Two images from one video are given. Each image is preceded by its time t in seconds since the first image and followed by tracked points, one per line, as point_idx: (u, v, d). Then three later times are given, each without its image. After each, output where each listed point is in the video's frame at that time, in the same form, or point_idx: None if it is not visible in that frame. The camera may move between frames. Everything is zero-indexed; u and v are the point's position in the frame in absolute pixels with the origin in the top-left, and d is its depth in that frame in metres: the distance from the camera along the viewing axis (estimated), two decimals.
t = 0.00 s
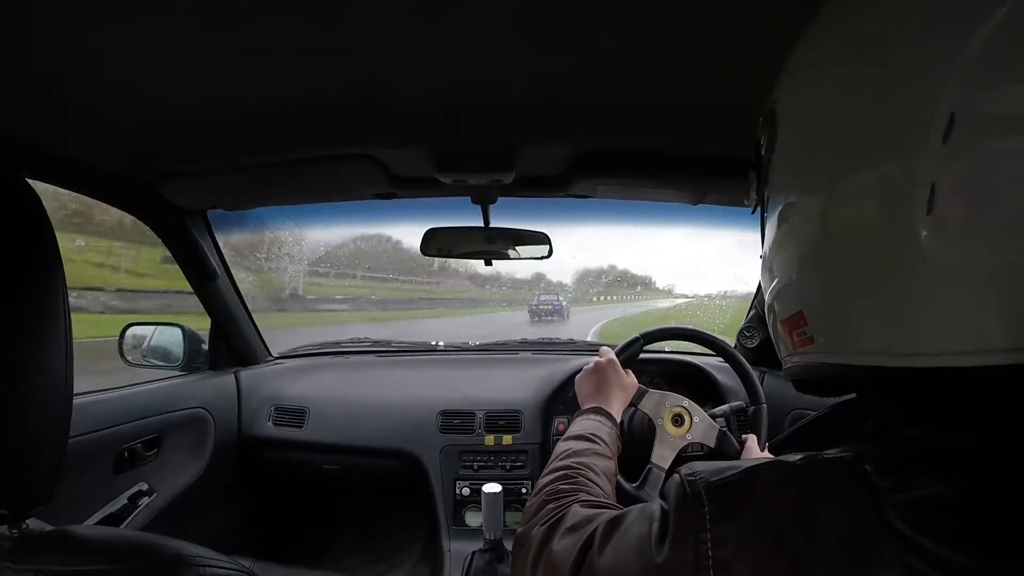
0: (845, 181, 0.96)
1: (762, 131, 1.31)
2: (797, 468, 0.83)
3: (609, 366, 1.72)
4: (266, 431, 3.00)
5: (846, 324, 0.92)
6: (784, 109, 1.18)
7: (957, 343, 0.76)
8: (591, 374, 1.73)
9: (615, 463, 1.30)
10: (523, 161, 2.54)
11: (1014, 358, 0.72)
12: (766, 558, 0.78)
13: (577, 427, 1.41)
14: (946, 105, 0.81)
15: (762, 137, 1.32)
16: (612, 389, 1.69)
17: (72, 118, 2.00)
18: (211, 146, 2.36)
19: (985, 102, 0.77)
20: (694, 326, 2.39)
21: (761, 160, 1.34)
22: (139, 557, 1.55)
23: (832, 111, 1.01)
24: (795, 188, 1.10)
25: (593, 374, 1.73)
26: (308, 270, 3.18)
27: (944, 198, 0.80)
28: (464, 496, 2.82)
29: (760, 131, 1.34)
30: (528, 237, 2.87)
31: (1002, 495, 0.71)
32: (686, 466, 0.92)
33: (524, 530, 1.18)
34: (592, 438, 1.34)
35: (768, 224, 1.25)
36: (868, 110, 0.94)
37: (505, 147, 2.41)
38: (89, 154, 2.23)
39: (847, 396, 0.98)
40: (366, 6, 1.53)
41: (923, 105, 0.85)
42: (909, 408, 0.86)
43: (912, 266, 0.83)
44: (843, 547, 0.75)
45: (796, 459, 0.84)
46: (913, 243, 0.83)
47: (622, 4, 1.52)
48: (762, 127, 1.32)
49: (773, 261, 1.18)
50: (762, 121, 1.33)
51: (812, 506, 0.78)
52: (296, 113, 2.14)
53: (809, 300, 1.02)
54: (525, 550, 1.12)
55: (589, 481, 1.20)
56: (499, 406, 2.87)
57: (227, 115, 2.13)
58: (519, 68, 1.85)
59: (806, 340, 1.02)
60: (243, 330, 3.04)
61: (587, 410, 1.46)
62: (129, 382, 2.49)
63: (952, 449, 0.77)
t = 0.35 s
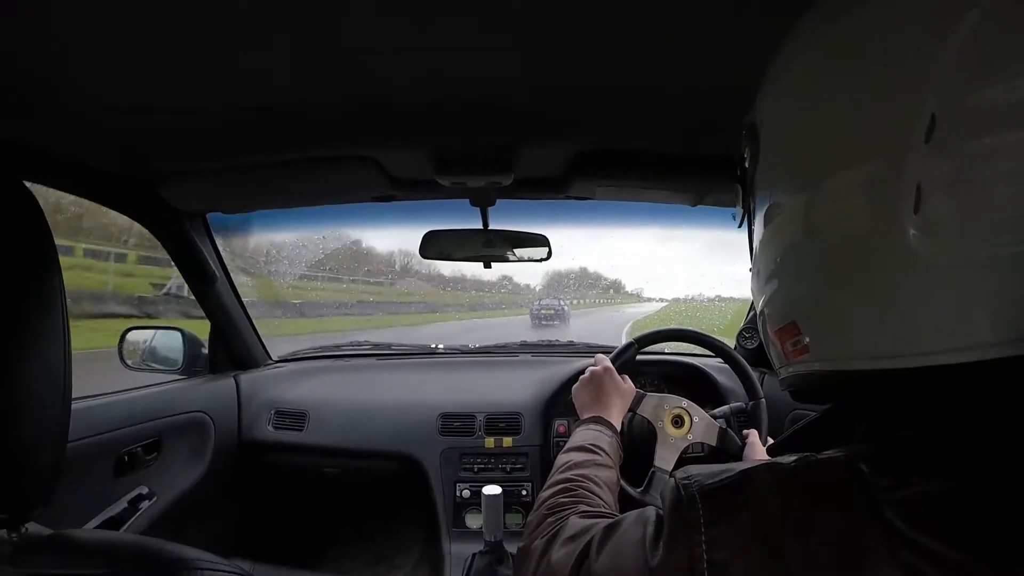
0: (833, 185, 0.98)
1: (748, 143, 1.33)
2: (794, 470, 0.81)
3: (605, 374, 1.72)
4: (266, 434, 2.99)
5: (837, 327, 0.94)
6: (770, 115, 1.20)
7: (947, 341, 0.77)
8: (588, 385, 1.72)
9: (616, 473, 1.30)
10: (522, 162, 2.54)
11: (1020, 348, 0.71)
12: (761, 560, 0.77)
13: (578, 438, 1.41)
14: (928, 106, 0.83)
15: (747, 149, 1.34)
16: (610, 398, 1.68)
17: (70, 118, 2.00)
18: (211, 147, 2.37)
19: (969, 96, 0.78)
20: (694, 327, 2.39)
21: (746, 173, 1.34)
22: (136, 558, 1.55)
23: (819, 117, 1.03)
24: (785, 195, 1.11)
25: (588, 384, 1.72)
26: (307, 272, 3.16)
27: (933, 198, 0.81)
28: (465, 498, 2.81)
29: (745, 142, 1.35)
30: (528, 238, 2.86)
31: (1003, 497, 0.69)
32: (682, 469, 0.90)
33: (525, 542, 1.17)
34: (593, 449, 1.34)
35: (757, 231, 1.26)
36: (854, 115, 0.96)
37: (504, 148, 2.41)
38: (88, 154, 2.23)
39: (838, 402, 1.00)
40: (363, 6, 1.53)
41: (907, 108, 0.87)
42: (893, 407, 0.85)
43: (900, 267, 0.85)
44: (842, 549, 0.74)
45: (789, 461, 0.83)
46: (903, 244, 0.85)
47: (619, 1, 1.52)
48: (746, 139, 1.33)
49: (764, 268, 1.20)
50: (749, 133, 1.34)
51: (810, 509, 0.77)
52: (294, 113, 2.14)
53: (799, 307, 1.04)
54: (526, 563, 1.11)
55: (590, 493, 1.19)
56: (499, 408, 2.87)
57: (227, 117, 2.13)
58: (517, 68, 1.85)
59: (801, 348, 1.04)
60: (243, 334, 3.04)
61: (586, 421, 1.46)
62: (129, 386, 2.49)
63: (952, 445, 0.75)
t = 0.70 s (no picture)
0: (842, 176, 0.95)
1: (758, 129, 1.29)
2: (794, 471, 0.81)
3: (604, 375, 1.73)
4: (266, 432, 3.00)
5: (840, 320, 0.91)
6: (780, 106, 1.17)
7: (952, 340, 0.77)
8: (585, 388, 1.73)
9: (616, 476, 1.31)
10: (521, 160, 2.54)
11: None
12: (760, 560, 0.78)
13: (578, 441, 1.41)
14: (944, 101, 0.82)
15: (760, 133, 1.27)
16: (608, 399, 1.68)
17: (70, 118, 2.00)
18: (211, 146, 2.36)
19: (982, 97, 0.79)
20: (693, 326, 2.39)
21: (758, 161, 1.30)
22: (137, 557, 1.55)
23: (830, 107, 1.01)
24: (791, 187, 1.09)
25: (587, 387, 1.72)
26: (306, 270, 3.14)
27: (948, 192, 0.80)
28: (464, 497, 2.82)
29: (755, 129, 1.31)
30: (528, 237, 2.87)
31: (1003, 497, 0.69)
32: (681, 469, 0.90)
33: (527, 546, 1.18)
34: (592, 451, 1.35)
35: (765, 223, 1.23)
36: (867, 105, 0.93)
37: (504, 147, 2.40)
38: (88, 153, 2.23)
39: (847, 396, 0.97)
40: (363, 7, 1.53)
41: (920, 100, 0.85)
42: (900, 407, 0.84)
43: (911, 261, 0.83)
44: (844, 549, 0.74)
45: (788, 461, 0.83)
46: (914, 237, 0.83)
47: (619, 2, 1.52)
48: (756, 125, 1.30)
49: (768, 261, 1.17)
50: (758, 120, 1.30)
51: (811, 509, 0.77)
52: (294, 113, 2.14)
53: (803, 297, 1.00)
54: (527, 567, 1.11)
55: (591, 495, 1.20)
56: (499, 407, 2.87)
57: (227, 116, 2.13)
58: (518, 68, 1.85)
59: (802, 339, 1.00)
60: (243, 332, 3.04)
61: (586, 423, 1.47)
62: (129, 384, 2.50)
63: (954, 445, 0.74)
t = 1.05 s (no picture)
0: (865, 170, 0.91)
1: (776, 117, 1.22)
2: (796, 471, 0.82)
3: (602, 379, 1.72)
4: (266, 433, 2.99)
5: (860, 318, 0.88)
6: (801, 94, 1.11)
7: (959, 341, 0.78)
8: (583, 394, 1.72)
9: (619, 479, 1.30)
10: (520, 161, 2.54)
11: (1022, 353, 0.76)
12: (762, 560, 0.78)
13: (579, 445, 1.41)
14: (977, 99, 0.80)
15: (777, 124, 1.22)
16: (606, 402, 1.68)
17: (70, 119, 2.00)
18: (211, 147, 2.36)
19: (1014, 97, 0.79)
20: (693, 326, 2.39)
21: (774, 149, 1.23)
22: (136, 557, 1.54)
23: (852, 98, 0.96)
24: (806, 181, 1.05)
25: (585, 394, 1.72)
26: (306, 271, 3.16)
27: (979, 192, 0.79)
28: (464, 497, 2.82)
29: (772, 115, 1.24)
30: (527, 237, 2.87)
31: (1003, 498, 0.69)
32: (683, 469, 0.91)
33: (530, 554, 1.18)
34: (593, 456, 1.35)
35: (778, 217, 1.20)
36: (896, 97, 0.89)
37: (504, 148, 2.40)
38: (87, 154, 2.23)
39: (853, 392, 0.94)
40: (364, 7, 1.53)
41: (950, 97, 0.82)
42: (911, 406, 0.82)
43: (941, 260, 0.81)
44: (845, 547, 0.74)
45: (791, 461, 0.84)
46: (943, 237, 0.81)
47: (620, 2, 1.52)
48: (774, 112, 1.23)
49: (779, 255, 1.13)
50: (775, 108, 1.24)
51: (814, 507, 0.78)
52: (294, 113, 2.14)
53: (819, 293, 0.96)
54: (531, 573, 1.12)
55: (593, 500, 1.20)
56: (499, 407, 2.87)
57: (227, 117, 2.13)
58: (518, 69, 1.85)
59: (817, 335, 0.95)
60: (243, 334, 3.04)
61: (587, 427, 1.47)
62: (128, 385, 2.49)
63: (956, 445, 0.75)
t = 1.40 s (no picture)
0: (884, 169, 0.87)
1: (792, 110, 1.17)
2: (797, 469, 0.82)
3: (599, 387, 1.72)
4: (266, 434, 2.99)
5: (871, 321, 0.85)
6: (819, 89, 1.06)
7: (970, 341, 0.73)
8: (581, 401, 1.73)
9: (621, 487, 1.32)
10: (520, 161, 2.54)
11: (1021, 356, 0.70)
12: (762, 562, 0.78)
13: (581, 454, 1.43)
14: (1004, 95, 0.73)
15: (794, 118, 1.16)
16: (606, 407, 1.69)
17: (69, 119, 1.99)
18: (211, 147, 2.36)
19: None
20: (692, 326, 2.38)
21: (788, 142, 1.18)
22: (135, 558, 1.54)
23: (871, 93, 0.92)
24: (818, 181, 1.03)
25: (582, 403, 1.72)
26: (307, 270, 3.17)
27: (1003, 189, 0.72)
28: (464, 498, 2.82)
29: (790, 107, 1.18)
30: (527, 237, 2.87)
31: (1005, 498, 0.68)
32: (682, 470, 0.91)
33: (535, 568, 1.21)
34: (594, 465, 1.36)
35: (790, 215, 1.17)
36: (917, 92, 0.84)
37: (504, 148, 2.41)
38: (87, 155, 2.23)
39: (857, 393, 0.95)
40: (366, 6, 1.53)
41: (975, 93, 0.76)
42: (920, 406, 0.82)
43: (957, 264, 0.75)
44: (846, 545, 0.74)
45: (789, 461, 0.84)
46: (964, 238, 0.75)
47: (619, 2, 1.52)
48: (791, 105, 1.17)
49: (790, 254, 1.12)
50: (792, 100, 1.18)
51: (815, 505, 0.78)
52: (293, 113, 2.14)
53: (832, 290, 0.95)
54: None
55: (594, 509, 1.22)
56: (499, 407, 2.87)
57: (227, 116, 2.13)
58: (518, 68, 1.85)
59: (832, 332, 0.94)
60: (243, 333, 3.04)
61: (587, 436, 1.49)
62: (128, 384, 2.49)
63: (958, 445, 0.75)
